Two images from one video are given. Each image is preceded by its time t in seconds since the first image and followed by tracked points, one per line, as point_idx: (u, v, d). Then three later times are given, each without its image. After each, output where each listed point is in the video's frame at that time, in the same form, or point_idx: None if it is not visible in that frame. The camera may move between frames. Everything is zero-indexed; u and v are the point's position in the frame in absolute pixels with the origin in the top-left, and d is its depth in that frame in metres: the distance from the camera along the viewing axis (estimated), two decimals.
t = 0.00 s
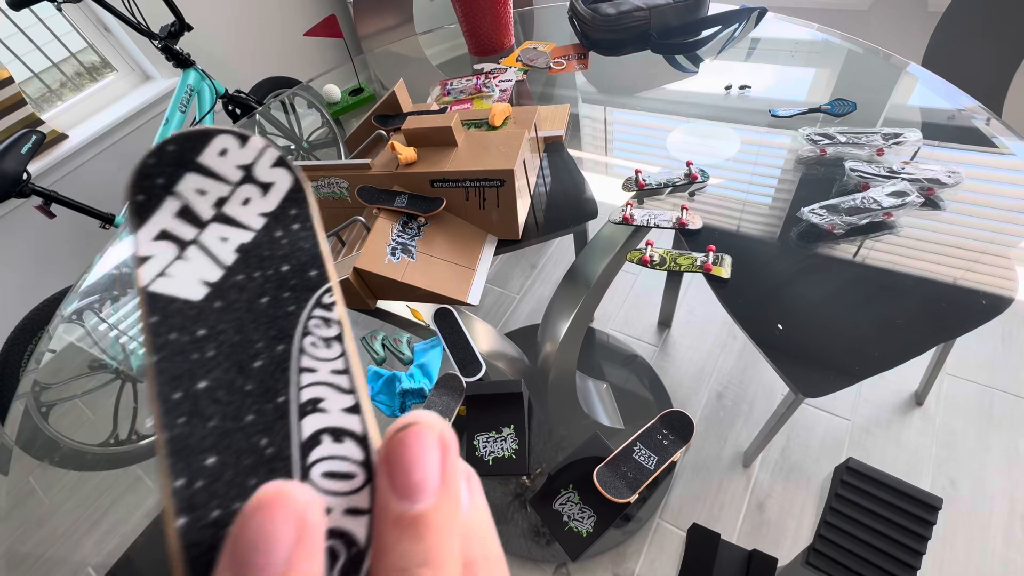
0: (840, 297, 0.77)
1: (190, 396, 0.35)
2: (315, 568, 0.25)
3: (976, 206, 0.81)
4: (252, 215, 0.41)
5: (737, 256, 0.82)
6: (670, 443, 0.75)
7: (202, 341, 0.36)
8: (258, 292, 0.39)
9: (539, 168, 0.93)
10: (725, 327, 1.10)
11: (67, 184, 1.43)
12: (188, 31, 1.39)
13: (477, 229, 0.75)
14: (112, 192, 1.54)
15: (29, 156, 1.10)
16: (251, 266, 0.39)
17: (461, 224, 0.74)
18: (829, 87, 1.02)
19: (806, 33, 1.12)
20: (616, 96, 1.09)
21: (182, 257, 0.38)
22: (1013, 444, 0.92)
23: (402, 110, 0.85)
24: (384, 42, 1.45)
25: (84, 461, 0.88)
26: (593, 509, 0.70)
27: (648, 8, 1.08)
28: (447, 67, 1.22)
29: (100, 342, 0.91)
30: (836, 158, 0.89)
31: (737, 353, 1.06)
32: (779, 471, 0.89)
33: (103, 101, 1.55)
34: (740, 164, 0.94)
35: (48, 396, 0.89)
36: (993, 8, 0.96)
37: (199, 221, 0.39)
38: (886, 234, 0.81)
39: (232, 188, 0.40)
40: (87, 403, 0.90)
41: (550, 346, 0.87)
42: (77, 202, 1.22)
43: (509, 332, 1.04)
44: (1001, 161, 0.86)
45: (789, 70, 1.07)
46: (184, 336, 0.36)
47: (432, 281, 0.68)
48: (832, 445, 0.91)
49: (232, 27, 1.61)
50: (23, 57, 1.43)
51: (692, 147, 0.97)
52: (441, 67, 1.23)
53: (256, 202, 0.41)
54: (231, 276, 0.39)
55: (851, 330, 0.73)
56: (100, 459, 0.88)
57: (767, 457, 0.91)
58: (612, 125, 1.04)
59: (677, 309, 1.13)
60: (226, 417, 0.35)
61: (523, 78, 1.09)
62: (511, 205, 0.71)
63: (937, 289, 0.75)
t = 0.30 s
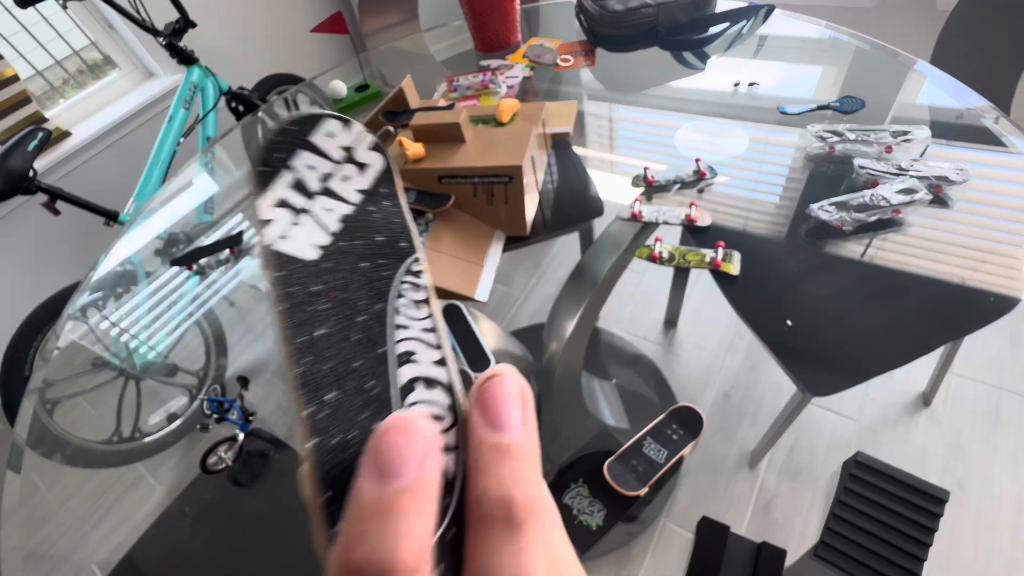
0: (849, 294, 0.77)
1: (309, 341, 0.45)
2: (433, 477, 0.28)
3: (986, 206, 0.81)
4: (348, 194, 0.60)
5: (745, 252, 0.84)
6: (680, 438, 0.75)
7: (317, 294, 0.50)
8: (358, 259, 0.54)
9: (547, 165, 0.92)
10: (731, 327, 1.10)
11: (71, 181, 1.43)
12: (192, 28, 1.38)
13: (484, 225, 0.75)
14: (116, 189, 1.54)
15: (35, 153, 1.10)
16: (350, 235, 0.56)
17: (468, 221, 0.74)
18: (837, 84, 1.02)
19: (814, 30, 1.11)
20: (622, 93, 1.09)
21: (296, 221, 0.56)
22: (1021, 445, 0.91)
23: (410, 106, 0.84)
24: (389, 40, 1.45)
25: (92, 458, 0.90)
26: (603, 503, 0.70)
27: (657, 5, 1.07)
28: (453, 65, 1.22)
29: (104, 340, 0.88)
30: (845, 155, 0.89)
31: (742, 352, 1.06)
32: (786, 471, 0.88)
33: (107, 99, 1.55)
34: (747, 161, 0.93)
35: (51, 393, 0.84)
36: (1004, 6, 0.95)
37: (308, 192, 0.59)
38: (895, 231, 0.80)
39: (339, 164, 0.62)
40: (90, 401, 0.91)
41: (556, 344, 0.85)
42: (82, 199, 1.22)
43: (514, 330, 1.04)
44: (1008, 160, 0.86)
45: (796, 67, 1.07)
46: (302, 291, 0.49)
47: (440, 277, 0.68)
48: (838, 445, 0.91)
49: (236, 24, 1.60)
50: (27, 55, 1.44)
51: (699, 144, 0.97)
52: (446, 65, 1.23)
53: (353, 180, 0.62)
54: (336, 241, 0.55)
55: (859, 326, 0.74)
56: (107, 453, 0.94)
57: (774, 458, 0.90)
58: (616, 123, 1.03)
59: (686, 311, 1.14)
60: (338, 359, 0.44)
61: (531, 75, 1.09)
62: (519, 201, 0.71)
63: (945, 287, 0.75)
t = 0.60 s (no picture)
0: (852, 297, 0.76)
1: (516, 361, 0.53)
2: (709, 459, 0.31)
3: (986, 211, 0.82)
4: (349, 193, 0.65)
5: (749, 255, 0.83)
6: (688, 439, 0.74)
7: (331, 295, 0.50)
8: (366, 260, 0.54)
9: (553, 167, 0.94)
10: (730, 328, 1.11)
11: (76, 179, 1.44)
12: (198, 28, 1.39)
13: (494, 227, 0.76)
14: (121, 187, 1.55)
15: (42, 151, 1.11)
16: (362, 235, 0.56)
17: (476, 222, 0.75)
18: (836, 90, 1.03)
19: (815, 37, 1.13)
20: (624, 98, 1.11)
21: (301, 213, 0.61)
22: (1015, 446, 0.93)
23: (417, 109, 0.86)
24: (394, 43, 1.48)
25: (96, 455, 0.87)
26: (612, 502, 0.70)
27: (661, 11, 1.09)
28: (458, 68, 1.23)
29: (109, 336, 0.93)
30: (848, 160, 0.90)
31: (741, 354, 1.07)
32: (785, 472, 0.89)
33: (112, 98, 1.56)
34: (747, 165, 0.95)
35: (59, 389, 0.87)
36: (1003, 15, 0.96)
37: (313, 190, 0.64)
38: (898, 235, 0.82)
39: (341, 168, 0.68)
40: (95, 397, 0.91)
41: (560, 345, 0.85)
42: (87, 197, 1.23)
43: (516, 330, 1.05)
44: (1007, 166, 0.87)
45: (796, 73, 1.08)
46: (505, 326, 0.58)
47: (448, 278, 0.69)
48: (836, 447, 0.92)
49: (242, 25, 1.61)
50: (32, 53, 1.44)
51: (701, 149, 0.99)
52: (451, 68, 1.24)
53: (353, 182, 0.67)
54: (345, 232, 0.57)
55: (862, 329, 0.73)
56: (110, 454, 0.89)
57: (772, 458, 0.90)
58: (618, 127, 1.05)
59: (686, 309, 1.14)
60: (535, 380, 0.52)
61: (536, 79, 1.11)
62: (527, 203, 0.72)
63: (945, 292, 0.75)
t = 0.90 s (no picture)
0: (843, 304, 0.76)
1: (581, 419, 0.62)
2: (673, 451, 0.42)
3: (975, 219, 0.83)
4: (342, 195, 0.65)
5: (741, 261, 0.83)
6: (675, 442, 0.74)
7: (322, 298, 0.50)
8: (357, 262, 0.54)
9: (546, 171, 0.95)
10: (723, 332, 1.12)
11: (71, 175, 1.43)
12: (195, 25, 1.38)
13: (485, 229, 0.76)
14: (115, 184, 1.54)
15: (34, 147, 1.10)
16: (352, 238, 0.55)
17: (470, 224, 0.75)
18: (830, 96, 1.04)
19: (809, 43, 1.14)
20: (620, 101, 1.11)
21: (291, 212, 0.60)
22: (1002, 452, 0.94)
23: (412, 110, 0.86)
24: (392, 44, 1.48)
25: (85, 454, 0.86)
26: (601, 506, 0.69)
27: (657, 15, 1.09)
28: (454, 69, 1.23)
29: (101, 334, 0.92)
30: (841, 167, 0.90)
31: (733, 358, 1.08)
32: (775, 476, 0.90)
33: (108, 94, 1.55)
34: (742, 170, 0.95)
35: (49, 386, 0.86)
36: (994, 25, 0.97)
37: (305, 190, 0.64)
38: (889, 242, 0.82)
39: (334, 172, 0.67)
40: (86, 395, 0.89)
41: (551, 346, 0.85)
42: (81, 194, 1.22)
43: (509, 331, 1.05)
44: (996, 174, 0.87)
45: (790, 79, 1.09)
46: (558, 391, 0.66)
47: (440, 279, 0.69)
48: (825, 452, 0.93)
49: (238, 23, 1.61)
50: (25, 47, 1.42)
51: (696, 153, 0.99)
52: (448, 69, 1.24)
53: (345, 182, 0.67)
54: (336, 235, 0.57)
55: (852, 336, 0.73)
56: (99, 452, 0.88)
57: (763, 461, 0.93)
58: (614, 130, 1.06)
59: (677, 313, 1.15)
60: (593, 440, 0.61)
61: (532, 81, 1.11)
62: (520, 206, 0.72)
63: (938, 298, 0.75)
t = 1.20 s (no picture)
0: (837, 314, 0.77)
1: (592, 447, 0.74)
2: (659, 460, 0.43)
3: (967, 231, 0.83)
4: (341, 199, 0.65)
5: (736, 270, 0.84)
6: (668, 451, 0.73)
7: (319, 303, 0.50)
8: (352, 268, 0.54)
9: (544, 176, 0.95)
10: (717, 338, 1.13)
11: (66, 170, 1.42)
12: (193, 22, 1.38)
13: (482, 235, 0.77)
14: (110, 180, 1.54)
15: (29, 142, 1.10)
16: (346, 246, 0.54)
17: (467, 229, 0.76)
18: (826, 106, 1.04)
19: (807, 52, 1.14)
20: (618, 107, 1.12)
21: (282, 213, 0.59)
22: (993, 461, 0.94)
23: (411, 114, 0.86)
24: (391, 44, 1.48)
25: (77, 453, 0.86)
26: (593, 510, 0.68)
27: (656, 23, 1.09)
28: (453, 72, 1.23)
29: (93, 331, 0.92)
30: (835, 178, 0.91)
31: (727, 364, 1.08)
32: (767, 483, 0.90)
33: (104, 89, 1.54)
34: (738, 178, 0.96)
35: (40, 383, 0.86)
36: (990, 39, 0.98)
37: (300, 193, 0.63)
38: (882, 254, 0.82)
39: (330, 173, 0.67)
40: (79, 392, 0.89)
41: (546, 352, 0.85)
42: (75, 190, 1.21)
43: (504, 335, 1.05)
44: (988, 184, 0.88)
45: (788, 88, 1.09)
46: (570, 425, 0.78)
47: (436, 286, 0.69)
48: (818, 457, 0.93)
49: (237, 20, 1.60)
50: (21, 40, 1.41)
51: (693, 159, 1.00)
52: (447, 71, 1.24)
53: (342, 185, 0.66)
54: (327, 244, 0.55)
55: (844, 345, 0.73)
56: (91, 451, 0.87)
57: (756, 467, 0.92)
58: (613, 134, 1.06)
59: (672, 317, 1.17)
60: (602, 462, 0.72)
61: (531, 87, 1.10)
62: (517, 213, 0.72)
63: (930, 309, 0.75)
